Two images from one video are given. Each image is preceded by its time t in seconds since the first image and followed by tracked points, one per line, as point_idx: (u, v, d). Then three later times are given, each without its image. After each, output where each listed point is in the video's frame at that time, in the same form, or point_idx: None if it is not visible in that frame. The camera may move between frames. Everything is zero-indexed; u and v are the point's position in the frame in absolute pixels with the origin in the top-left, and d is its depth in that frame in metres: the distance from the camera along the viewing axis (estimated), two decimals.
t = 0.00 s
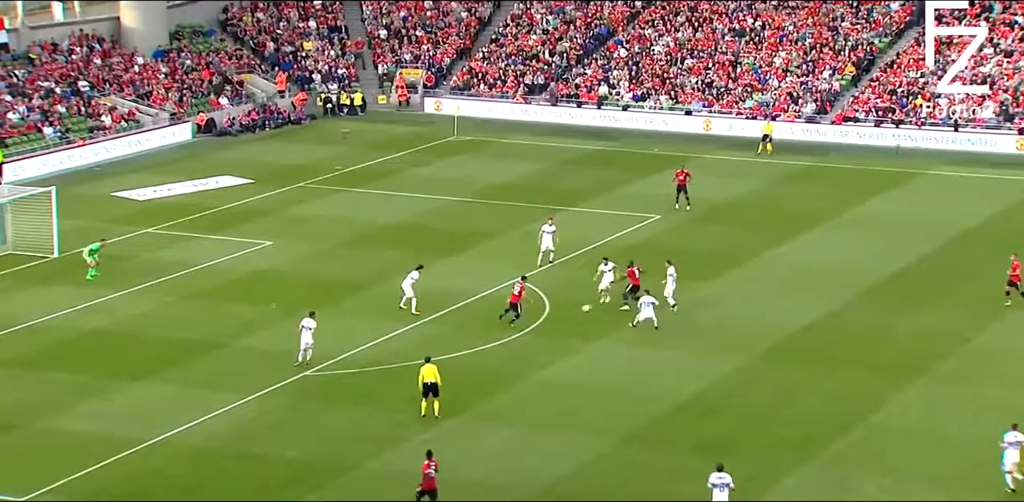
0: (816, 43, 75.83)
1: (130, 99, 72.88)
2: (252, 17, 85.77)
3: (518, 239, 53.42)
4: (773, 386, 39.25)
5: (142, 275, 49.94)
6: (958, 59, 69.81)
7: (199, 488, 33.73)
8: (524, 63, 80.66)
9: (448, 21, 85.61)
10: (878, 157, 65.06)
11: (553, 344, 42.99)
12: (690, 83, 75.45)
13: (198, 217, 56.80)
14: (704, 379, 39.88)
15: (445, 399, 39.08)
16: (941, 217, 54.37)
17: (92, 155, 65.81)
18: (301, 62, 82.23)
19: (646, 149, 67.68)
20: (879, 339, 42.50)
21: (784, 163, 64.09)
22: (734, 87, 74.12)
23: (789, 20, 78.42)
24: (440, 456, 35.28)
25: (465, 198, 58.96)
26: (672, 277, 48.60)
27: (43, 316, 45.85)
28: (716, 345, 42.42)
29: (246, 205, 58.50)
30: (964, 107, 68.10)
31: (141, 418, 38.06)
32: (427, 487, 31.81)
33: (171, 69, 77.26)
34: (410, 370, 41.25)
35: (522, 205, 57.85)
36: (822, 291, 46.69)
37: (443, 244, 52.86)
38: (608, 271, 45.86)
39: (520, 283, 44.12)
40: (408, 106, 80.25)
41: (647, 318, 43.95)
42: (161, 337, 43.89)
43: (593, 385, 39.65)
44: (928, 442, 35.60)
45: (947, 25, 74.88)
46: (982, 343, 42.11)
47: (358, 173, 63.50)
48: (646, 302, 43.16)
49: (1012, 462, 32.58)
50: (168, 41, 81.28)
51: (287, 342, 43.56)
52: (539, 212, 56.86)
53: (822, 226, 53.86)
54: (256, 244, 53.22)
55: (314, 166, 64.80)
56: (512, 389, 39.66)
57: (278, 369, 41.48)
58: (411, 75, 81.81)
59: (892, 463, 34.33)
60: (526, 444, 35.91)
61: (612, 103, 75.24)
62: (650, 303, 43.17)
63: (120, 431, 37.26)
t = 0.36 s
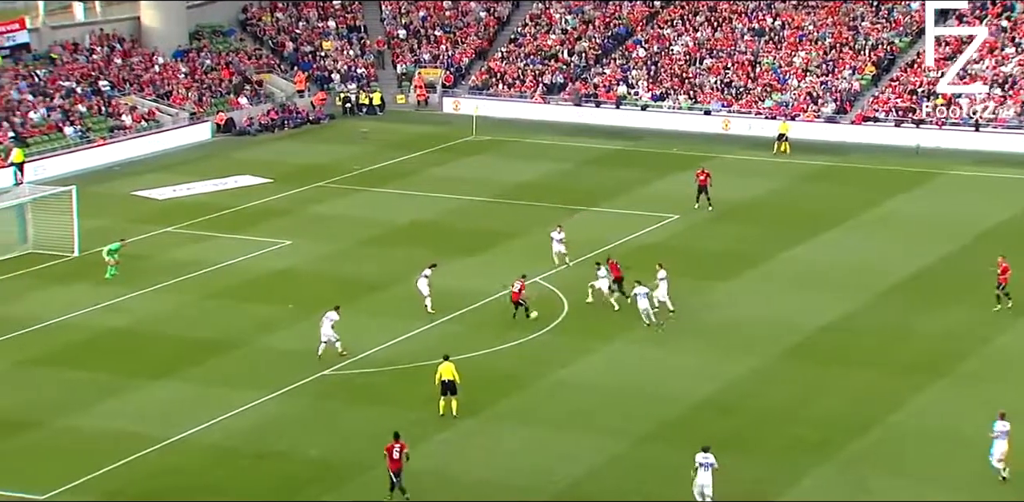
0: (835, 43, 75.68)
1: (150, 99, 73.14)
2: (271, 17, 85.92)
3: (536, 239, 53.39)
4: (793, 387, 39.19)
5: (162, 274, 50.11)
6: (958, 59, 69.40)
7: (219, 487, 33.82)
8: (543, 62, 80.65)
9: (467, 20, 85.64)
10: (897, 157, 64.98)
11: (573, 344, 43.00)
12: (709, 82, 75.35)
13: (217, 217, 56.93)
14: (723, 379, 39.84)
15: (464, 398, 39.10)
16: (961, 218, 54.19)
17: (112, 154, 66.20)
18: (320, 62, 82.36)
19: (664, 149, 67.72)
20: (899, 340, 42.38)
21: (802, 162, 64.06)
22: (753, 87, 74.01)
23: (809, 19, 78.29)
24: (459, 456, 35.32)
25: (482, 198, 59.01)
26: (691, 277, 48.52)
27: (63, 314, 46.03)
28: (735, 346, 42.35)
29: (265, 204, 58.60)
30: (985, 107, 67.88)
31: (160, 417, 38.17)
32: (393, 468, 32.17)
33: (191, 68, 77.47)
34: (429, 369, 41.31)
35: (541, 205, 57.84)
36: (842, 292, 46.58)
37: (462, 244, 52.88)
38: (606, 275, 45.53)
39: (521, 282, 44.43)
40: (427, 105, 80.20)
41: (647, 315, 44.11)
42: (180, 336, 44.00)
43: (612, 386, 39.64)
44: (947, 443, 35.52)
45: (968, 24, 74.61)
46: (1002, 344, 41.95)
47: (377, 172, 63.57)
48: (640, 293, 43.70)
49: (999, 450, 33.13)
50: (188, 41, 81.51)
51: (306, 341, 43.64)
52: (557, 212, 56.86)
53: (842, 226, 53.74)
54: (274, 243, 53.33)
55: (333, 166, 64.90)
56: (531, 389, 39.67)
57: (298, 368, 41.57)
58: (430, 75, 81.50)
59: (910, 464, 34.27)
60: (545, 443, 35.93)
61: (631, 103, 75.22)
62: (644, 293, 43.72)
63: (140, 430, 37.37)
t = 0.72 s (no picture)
0: (863, 43, 75.62)
1: (177, 99, 73.46)
2: (298, 17, 86.13)
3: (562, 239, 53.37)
4: (819, 387, 39.12)
5: (189, 273, 50.29)
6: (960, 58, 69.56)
7: (245, 486, 33.94)
8: (569, 62, 80.60)
9: (493, 20, 85.66)
10: (924, 156, 64.77)
11: (599, 343, 43.03)
12: (736, 82, 75.25)
13: (244, 217, 57.10)
14: (749, 380, 39.77)
15: (489, 399, 39.11)
16: (989, 219, 53.97)
17: (141, 153, 66.64)
18: (346, 62, 82.48)
19: (689, 149, 67.64)
20: (926, 340, 42.26)
21: (828, 162, 63.92)
22: (780, 87, 73.91)
23: (836, 19, 78.17)
24: (483, 456, 35.35)
25: (507, 198, 59.07)
26: (718, 277, 48.44)
27: (92, 313, 46.26)
28: (761, 346, 42.25)
29: (292, 203, 58.74)
30: (1014, 107, 67.65)
31: (188, 415, 38.32)
32: (370, 449, 33.35)
33: (218, 68, 77.75)
34: (455, 369, 41.34)
35: (566, 204, 57.86)
36: (869, 293, 46.44)
37: (488, 244, 52.92)
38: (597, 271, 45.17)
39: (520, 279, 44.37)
40: (453, 105, 80.02)
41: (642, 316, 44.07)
42: (207, 335, 44.14)
43: (639, 386, 39.61)
44: (974, 445, 35.42)
45: (997, 24, 74.35)
46: None
47: (403, 172, 63.68)
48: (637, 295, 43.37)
49: (999, 443, 33.50)
50: (216, 41, 81.81)
51: (332, 341, 43.75)
52: (582, 212, 56.87)
53: (869, 226, 53.62)
54: (301, 242, 53.49)
55: (359, 165, 65.03)
56: (557, 389, 39.68)
57: (324, 368, 41.67)
58: (456, 74, 81.45)
59: (937, 466, 34.20)
60: (571, 443, 35.95)
61: (657, 103, 75.13)
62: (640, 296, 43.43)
63: (167, 429, 37.52)
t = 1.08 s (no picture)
0: (894, 46, 75.50)
1: (208, 101, 73.82)
2: (328, 20, 86.42)
3: (592, 242, 53.33)
4: (849, 391, 38.99)
5: (219, 275, 50.47)
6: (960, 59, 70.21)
7: (274, 487, 34.04)
8: (598, 65, 80.57)
9: (523, 23, 85.71)
10: (957, 160, 64.54)
11: (629, 346, 43.02)
12: (766, 86, 75.07)
13: (273, 219, 57.26)
14: (779, 384, 39.67)
15: (519, 402, 39.10)
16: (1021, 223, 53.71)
17: (174, 156, 67.09)
18: (376, 65, 82.58)
19: (719, 152, 67.53)
20: (959, 345, 42.06)
21: (859, 165, 63.73)
22: (811, 90, 73.72)
23: (868, 21, 78.26)
24: (514, 459, 35.35)
25: (535, 200, 59.07)
26: (748, 281, 48.35)
27: (123, 314, 46.48)
28: (791, 350, 42.15)
29: (321, 206, 58.90)
30: None
31: (219, 416, 38.48)
32: (353, 435, 34.13)
33: (249, 71, 78.12)
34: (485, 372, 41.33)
35: (596, 207, 57.85)
36: (900, 297, 46.26)
37: (517, 247, 52.93)
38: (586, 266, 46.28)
39: (508, 281, 44.43)
40: (482, 108, 80.14)
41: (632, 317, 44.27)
42: (237, 337, 44.28)
43: (668, 389, 39.56)
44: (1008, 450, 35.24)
45: None
46: None
47: (431, 175, 63.76)
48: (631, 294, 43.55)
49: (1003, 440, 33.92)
50: (247, 44, 82.20)
51: (362, 343, 43.82)
52: (612, 214, 56.83)
53: (900, 230, 53.45)
54: (330, 245, 53.62)
55: (389, 168, 65.15)
56: (587, 392, 39.66)
57: (355, 370, 41.75)
58: (486, 77, 81.62)
59: (969, 471, 34.04)
60: (601, 446, 35.93)
61: (687, 106, 75.00)
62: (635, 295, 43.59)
63: (197, 429, 37.67)
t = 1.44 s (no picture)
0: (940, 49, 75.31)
1: (251, 105, 74.23)
2: (370, 24, 86.67)
3: (634, 246, 53.24)
4: (893, 397, 38.77)
5: (262, 277, 50.65)
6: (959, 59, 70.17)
7: (318, 488, 34.16)
8: (640, 69, 80.34)
9: (564, 26, 85.71)
10: (1002, 164, 64.11)
11: (672, 350, 42.95)
12: (809, 89, 74.74)
13: (315, 222, 57.44)
14: (824, 390, 39.48)
15: (562, 406, 39.05)
16: None
17: (217, 159, 67.41)
18: (417, 69, 82.76)
19: (761, 156, 67.29)
20: (1004, 351, 41.77)
21: (904, 170, 63.37)
22: (854, 94, 73.61)
23: (912, 25, 78.29)
24: (557, 462, 35.33)
25: (576, 204, 59.01)
26: (791, 285, 48.18)
27: (169, 316, 46.75)
28: (835, 355, 41.95)
29: (363, 209, 59.07)
30: None
31: (262, 418, 38.62)
32: (349, 424, 35.02)
33: (292, 75, 78.52)
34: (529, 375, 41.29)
35: (637, 211, 57.78)
36: (945, 302, 45.97)
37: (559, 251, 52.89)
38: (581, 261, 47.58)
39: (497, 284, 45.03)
40: (523, 111, 80.08)
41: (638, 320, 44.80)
42: (280, 340, 44.44)
43: (712, 394, 39.44)
44: None
45: None
46: None
47: (473, 178, 63.85)
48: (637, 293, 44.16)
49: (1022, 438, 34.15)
50: (290, 48, 82.64)
51: (404, 346, 43.90)
52: (654, 218, 56.72)
53: (946, 235, 53.11)
54: (371, 248, 53.75)
55: (430, 172, 65.25)
56: (630, 396, 39.60)
57: (397, 373, 41.82)
58: (527, 81, 81.51)
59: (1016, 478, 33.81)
60: (644, 451, 35.87)
61: (729, 110, 74.77)
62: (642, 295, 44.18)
63: (242, 431, 37.85)
